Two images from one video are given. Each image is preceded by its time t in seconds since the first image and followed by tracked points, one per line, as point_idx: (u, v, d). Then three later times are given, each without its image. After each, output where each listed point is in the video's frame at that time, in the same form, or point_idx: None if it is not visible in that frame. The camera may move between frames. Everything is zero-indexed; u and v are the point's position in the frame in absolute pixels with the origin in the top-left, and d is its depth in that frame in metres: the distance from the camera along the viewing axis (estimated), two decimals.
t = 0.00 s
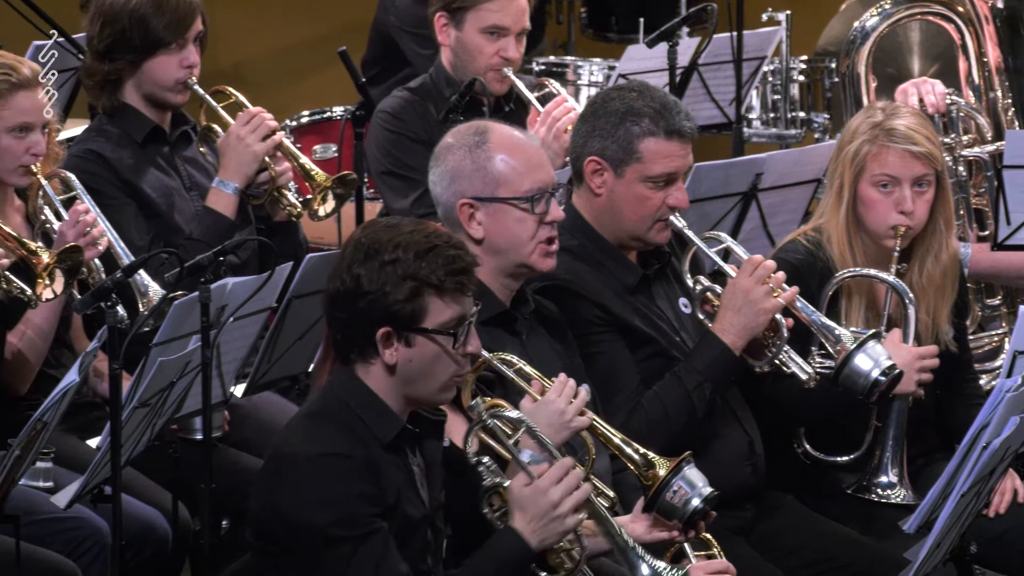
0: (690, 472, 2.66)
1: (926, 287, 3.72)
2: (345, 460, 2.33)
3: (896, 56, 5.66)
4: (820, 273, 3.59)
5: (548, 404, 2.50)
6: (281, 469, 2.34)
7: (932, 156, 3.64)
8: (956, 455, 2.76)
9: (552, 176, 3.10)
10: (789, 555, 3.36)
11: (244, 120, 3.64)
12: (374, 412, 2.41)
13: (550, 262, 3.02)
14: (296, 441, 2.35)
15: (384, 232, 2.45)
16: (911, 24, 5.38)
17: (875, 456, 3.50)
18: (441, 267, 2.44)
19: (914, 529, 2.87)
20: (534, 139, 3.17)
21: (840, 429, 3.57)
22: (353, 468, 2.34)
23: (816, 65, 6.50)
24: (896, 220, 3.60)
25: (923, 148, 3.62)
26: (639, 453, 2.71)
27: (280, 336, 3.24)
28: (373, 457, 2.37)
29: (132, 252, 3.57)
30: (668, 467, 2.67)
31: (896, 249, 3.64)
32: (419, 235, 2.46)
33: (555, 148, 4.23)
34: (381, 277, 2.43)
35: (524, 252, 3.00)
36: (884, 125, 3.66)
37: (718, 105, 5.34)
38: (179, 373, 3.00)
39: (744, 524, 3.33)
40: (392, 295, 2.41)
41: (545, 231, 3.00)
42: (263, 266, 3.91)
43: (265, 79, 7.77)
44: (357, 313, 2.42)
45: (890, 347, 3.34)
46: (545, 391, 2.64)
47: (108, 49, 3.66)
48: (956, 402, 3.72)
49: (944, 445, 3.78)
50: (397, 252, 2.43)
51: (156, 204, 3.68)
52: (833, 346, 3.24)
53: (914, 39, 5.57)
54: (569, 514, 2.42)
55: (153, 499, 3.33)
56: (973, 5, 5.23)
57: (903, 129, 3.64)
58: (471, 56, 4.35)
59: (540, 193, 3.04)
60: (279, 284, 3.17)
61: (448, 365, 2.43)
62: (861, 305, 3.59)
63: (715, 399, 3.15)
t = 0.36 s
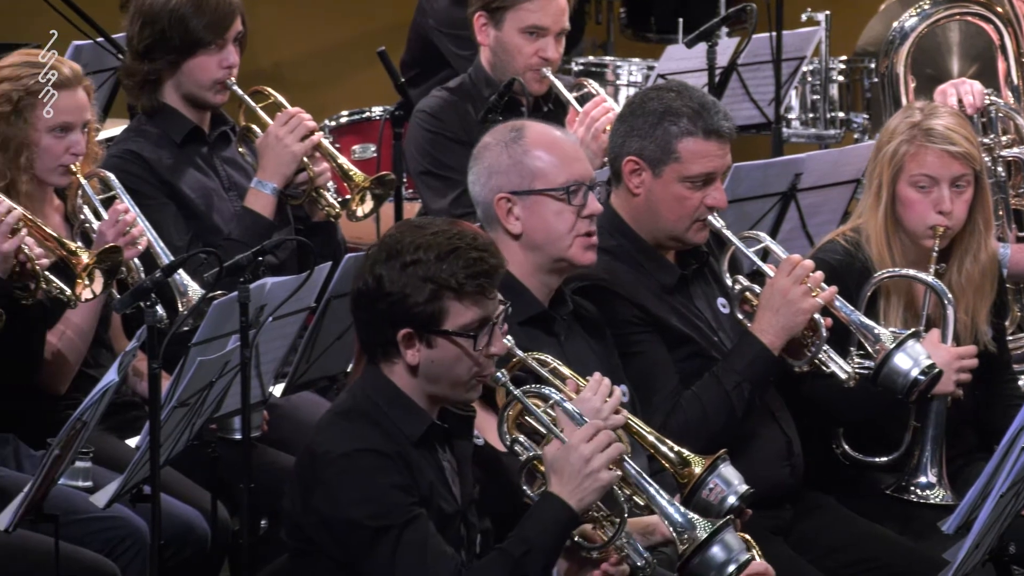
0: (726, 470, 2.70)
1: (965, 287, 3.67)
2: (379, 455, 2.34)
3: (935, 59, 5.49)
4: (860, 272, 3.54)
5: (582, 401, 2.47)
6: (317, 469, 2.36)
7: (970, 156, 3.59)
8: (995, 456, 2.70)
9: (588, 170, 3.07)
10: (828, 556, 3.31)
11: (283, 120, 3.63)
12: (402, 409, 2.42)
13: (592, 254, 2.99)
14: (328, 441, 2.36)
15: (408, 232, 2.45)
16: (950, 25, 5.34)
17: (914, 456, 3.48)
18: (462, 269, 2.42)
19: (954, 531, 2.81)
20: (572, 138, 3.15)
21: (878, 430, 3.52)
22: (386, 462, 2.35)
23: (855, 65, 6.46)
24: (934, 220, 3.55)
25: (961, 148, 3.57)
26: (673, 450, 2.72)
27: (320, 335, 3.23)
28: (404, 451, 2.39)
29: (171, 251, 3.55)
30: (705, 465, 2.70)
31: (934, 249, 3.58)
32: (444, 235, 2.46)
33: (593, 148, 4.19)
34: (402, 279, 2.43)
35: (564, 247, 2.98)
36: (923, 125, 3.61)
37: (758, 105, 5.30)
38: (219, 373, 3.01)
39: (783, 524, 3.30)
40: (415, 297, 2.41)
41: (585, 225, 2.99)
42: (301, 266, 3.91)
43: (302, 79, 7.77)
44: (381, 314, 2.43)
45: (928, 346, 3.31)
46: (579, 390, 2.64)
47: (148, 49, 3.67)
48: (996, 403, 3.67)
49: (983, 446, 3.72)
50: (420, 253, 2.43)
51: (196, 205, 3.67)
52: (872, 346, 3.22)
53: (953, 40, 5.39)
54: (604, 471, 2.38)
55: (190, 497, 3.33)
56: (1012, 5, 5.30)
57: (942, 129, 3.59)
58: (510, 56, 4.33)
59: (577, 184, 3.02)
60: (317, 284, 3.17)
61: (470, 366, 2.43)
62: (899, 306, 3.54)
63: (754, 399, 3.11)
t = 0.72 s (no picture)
0: (764, 469, 2.66)
1: (1007, 286, 3.60)
2: (430, 452, 2.32)
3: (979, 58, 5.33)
4: (900, 272, 3.50)
5: (621, 403, 2.43)
6: (367, 465, 2.34)
7: (1011, 154, 3.53)
8: None
9: (629, 168, 3.05)
10: (870, 555, 3.26)
11: (325, 121, 3.58)
12: (454, 408, 2.39)
13: (634, 252, 2.96)
14: (378, 437, 2.35)
15: (470, 226, 2.44)
16: (994, 25, 5.27)
17: (956, 455, 3.41)
18: (521, 264, 2.42)
19: (998, 531, 2.77)
20: (613, 137, 3.12)
21: (924, 431, 3.47)
22: (436, 460, 2.33)
23: (898, 65, 6.16)
24: (975, 218, 3.49)
25: (1002, 146, 3.51)
26: (712, 450, 2.68)
27: (362, 335, 3.21)
28: (455, 449, 2.37)
29: (214, 251, 3.55)
30: (743, 465, 2.66)
31: (976, 247, 3.52)
32: (504, 231, 2.45)
33: (635, 149, 4.13)
34: (462, 270, 2.42)
35: (605, 244, 2.95)
36: (963, 122, 3.55)
37: (800, 106, 5.24)
38: (262, 372, 3.02)
39: (825, 525, 3.26)
40: (475, 291, 2.40)
41: (626, 222, 2.96)
42: (345, 266, 3.88)
43: (344, 80, 7.79)
44: (438, 305, 2.42)
45: (969, 345, 3.27)
46: (617, 391, 2.61)
47: (191, 49, 3.65)
48: None
49: None
50: (480, 247, 2.43)
51: (238, 205, 3.65)
52: (915, 345, 3.16)
53: (997, 40, 5.29)
54: (653, 468, 2.35)
55: (234, 497, 3.31)
56: None
57: (982, 126, 3.53)
58: (553, 56, 4.29)
59: (618, 181, 3.00)
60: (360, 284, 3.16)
61: (527, 363, 2.41)
62: (940, 304, 3.48)
63: (797, 399, 3.07)
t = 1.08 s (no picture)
0: (813, 477, 2.62)
1: None
2: (513, 456, 2.30)
3: None
4: (947, 267, 3.44)
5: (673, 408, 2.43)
6: (451, 468, 2.32)
7: None
8: None
9: (678, 169, 3.03)
10: (920, 556, 3.22)
11: (375, 120, 3.51)
12: (536, 415, 2.35)
13: (684, 254, 2.99)
14: (460, 438, 2.33)
15: (585, 244, 2.35)
16: None
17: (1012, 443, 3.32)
18: (627, 294, 2.33)
19: None
20: (661, 137, 3.11)
21: (977, 429, 3.40)
22: (519, 463, 2.31)
23: (949, 66, 6.14)
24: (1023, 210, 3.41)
25: None
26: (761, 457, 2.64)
27: (412, 335, 3.18)
28: (537, 453, 2.34)
29: (264, 250, 3.49)
30: (792, 472, 2.62)
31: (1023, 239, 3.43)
32: (615, 256, 2.36)
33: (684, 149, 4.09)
34: (568, 289, 2.32)
35: (655, 247, 2.98)
36: (1009, 114, 3.48)
37: (850, 106, 5.17)
38: (310, 372, 3.02)
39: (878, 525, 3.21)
40: (576, 314, 2.31)
41: (676, 225, 2.98)
42: (394, 266, 3.84)
43: (394, 79, 7.78)
44: (534, 317, 2.34)
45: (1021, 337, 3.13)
46: (668, 396, 2.61)
47: (240, 48, 3.61)
48: None
49: None
50: (589, 269, 2.33)
51: (288, 205, 3.60)
52: (965, 347, 3.11)
53: None
54: (740, 476, 2.31)
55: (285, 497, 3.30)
56: None
57: None
58: (602, 56, 4.26)
59: (667, 185, 2.99)
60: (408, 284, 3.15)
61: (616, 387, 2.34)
62: (988, 298, 3.42)
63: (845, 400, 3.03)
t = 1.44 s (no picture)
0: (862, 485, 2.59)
1: None
2: (586, 458, 2.27)
3: None
4: (993, 263, 3.38)
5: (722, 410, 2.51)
6: (524, 466, 2.30)
7: None
8: None
9: (735, 174, 3.06)
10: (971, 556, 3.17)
11: (423, 120, 3.46)
12: (608, 418, 2.31)
13: (734, 257, 3.03)
14: (533, 438, 2.31)
15: (673, 257, 2.29)
16: None
17: None
18: (711, 312, 2.26)
19: None
20: (716, 139, 3.16)
21: None
22: (592, 465, 2.29)
23: (998, 65, 6.11)
24: None
25: None
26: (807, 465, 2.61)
27: (460, 336, 3.17)
28: (610, 457, 2.31)
29: (312, 250, 3.47)
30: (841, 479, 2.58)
31: None
32: (704, 271, 2.30)
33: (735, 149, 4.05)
34: (652, 299, 2.26)
35: (706, 249, 3.02)
36: None
37: (900, 106, 5.10)
38: (359, 371, 3.02)
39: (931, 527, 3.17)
40: (655, 325, 2.25)
41: (728, 229, 3.02)
42: (442, 266, 3.80)
43: (442, 80, 7.79)
44: (616, 323, 2.28)
45: None
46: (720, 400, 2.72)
47: (290, 48, 3.61)
48: None
49: None
50: (677, 283, 2.27)
51: (337, 205, 3.59)
52: (1013, 346, 3.06)
53: None
54: (815, 483, 2.30)
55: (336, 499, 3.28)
56: None
57: None
58: (651, 56, 4.23)
59: (723, 188, 3.02)
60: (457, 284, 3.13)
61: (690, 398, 2.30)
62: None
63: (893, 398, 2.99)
